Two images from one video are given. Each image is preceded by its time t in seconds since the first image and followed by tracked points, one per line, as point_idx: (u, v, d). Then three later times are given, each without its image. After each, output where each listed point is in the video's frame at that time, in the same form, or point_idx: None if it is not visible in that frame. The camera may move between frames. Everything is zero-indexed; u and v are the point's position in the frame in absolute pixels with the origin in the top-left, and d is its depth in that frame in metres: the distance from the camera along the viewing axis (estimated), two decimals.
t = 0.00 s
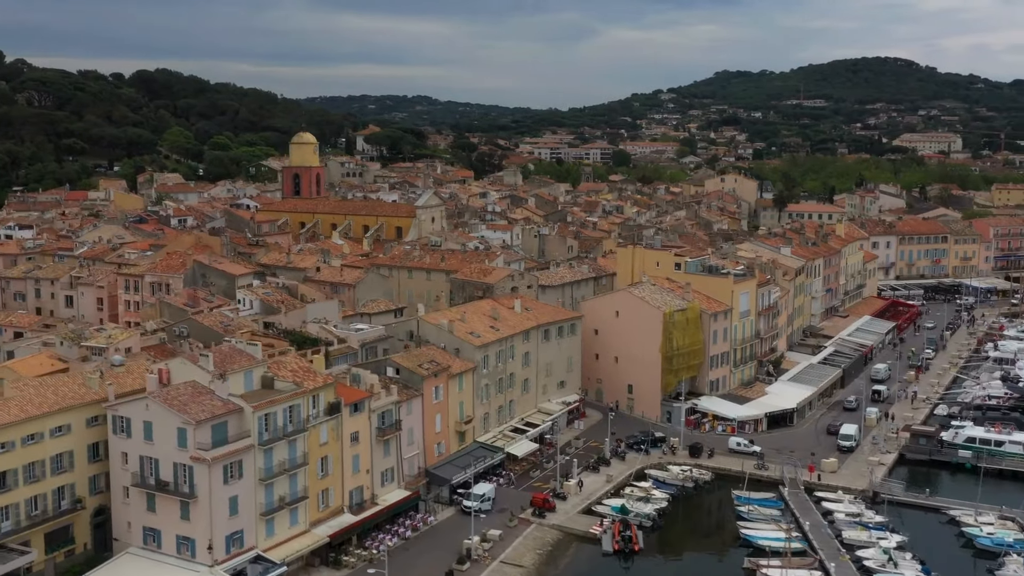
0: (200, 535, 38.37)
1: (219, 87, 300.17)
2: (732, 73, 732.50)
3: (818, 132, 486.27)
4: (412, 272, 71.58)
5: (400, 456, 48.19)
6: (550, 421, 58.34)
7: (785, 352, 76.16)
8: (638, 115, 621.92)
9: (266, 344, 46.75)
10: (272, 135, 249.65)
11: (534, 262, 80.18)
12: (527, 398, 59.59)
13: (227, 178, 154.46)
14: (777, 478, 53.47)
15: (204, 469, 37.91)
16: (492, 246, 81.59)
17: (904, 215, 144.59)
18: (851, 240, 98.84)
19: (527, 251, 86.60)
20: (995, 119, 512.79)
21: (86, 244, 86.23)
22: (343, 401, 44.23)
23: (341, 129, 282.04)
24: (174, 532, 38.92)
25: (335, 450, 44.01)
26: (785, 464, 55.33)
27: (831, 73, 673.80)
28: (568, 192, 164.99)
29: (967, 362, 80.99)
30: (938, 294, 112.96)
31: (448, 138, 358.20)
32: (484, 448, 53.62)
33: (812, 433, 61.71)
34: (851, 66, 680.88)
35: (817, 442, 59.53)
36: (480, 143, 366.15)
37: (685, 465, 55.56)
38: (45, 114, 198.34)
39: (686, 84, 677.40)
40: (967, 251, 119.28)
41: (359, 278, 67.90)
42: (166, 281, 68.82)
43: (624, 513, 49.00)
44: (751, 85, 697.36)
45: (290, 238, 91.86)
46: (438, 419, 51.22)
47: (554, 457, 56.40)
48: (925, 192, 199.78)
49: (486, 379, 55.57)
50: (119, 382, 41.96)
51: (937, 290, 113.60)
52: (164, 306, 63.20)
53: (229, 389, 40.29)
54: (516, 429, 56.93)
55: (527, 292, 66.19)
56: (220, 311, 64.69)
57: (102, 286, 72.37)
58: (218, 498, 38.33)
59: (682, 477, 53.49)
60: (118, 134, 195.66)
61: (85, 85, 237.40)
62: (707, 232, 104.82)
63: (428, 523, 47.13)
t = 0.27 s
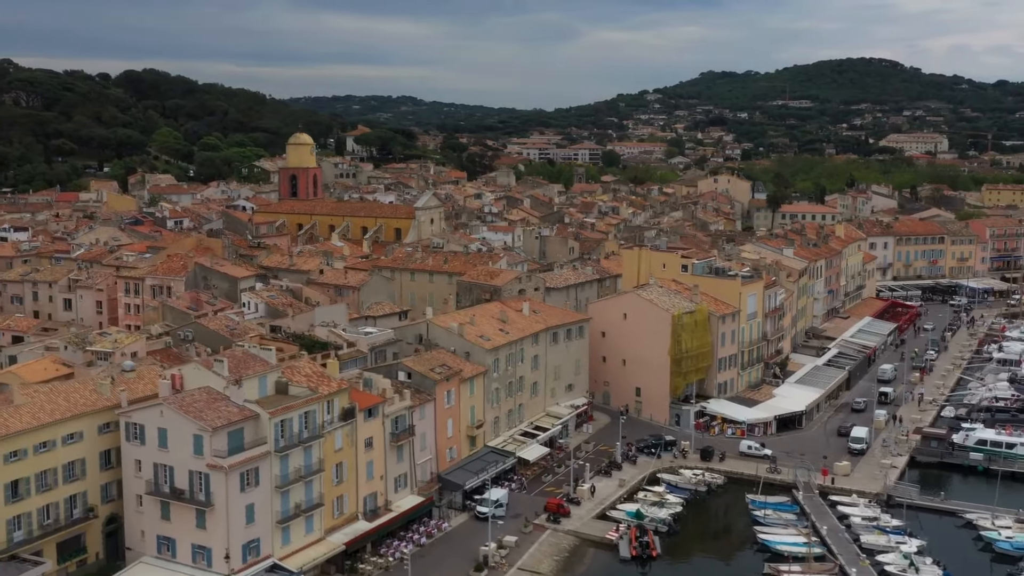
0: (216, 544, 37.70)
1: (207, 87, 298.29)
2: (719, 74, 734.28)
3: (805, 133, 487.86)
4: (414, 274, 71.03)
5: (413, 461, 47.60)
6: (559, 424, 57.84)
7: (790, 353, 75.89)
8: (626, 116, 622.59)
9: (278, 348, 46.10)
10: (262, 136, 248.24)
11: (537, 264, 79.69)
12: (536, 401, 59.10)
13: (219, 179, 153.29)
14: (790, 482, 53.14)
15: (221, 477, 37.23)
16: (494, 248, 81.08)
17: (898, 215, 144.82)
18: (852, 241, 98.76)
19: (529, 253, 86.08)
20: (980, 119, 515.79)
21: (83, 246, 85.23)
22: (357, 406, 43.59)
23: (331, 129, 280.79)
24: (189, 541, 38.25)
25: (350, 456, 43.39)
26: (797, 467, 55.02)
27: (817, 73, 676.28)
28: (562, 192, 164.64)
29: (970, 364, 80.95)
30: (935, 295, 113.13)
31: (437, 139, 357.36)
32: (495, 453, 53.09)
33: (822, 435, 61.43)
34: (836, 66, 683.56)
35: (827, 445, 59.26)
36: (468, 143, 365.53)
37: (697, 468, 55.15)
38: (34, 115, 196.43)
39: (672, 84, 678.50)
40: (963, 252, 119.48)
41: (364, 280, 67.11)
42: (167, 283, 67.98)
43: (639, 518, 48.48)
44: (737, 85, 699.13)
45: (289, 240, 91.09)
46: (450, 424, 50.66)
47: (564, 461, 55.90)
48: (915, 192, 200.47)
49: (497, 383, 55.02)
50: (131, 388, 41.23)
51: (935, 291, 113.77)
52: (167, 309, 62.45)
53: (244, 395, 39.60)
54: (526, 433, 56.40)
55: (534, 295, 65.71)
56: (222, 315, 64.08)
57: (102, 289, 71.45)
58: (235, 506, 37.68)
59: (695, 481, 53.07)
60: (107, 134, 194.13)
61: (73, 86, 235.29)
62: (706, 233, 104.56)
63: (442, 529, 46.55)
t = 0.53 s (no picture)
0: (235, 553, 37.09)
1: (195, 87, 296.34)
2: (705, 74, 735.80)
3: (793, 133, 489.16)
4: (417, 275, 70.67)
5: (427, 466, 47.05)
6: (570, 428, 57.39)
7: (795, 355, 75.64)
8: (613, 116, 622.94)
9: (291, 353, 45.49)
10: (251, 137, 246.79)
11: (540, 265, 79.18)
12: (546, 405, 58.63)
13: (212, 180, 152.11)
14: (803, 485, 52.82)
15: (239, 485, 36.64)
16: (497, 249, 80.55)
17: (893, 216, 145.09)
18: (852, 242, 98.69)
19: (531, 255, 85.56)
20: (965, 119, 518.50)
21: (81, 248, 84.21)
22: (373, 411, 43.02)
23: (320, 130, 279.52)
24: (207, 549, 37.61)
25: (365, 462, 42.80)
26: (810, 470, 54.73)
27: (803, 74, 678.53)
28: (556, 194, 164.14)
29: (973, 365, 80.93)
30: (933, 295, 113.25)
31: (426, 140, 356.40)
32: (507, 457, 52.59)
33: (832, 438, 61.17)
34: (821, 67, 685.99)
35: (838, 448, 59.01)
36: (457, 143, 364.69)
37: (709, 472, 54.79)
38: (22, 115, 194.54)
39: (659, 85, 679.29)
40: (960, 252, 119.67)
41: (369, 282, 66.84)
42: (169, 286, 67.11)
43: (655, 523, 48.05)
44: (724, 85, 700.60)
45: (288, 242, 90.26)
46: (462, 428, 50.14)
47: (575, 466, 55.42)
48: (906, 192, 201.04)
49: (508, 387, 54.54)
50: (144, 394, 40.52)
51: (932, 292, 113.84)
52: (170, 312, 61.68)
53: (261, 401, 38.98)
54: (536, 437, 55.93)
55: (541, 297, 65.24)
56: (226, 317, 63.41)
57: (102, 292, 70.55)
58: (254, 514, 37.07)
59: (708, 484, 52.70)
60: (97, 135, 192.50)
61: (60, 86, 233.23)
62: (705, 235, 104.31)
63: (457, 535, 46.01)
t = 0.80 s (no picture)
0: (252, 561, 36.59)
1: (185, 87, 294.69)
2: (693, 75, 737.06)
3: (782, 134, 490.31)
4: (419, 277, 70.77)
5: (440, 471, 46.60)
6: (579, 431, 57.01)
7: (800, 357, 75.44)
8: (602, 117, 622.95)
9: (303, 356, 45.00)
10: (243, 137, 245.60)
11: (543, 267, 78.74)
12: (554, 408, 58.23)
13: (205, 181, 151.15)
14: (816, 488, 52.59)
15: (257, 492, 36.12)
16: (500, 251, 80.12)
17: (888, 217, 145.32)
18: (852, 244, 98.67)
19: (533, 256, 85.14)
20: (953, 120, 520.96)
21: (79, 250, 83.35)
22: (387, 416, 42.56)
23: (311, 130, 278.42)
24: (223, 557, 37.09)
25: (380, 467, 42.32)
26: (821, 473, 54.50)
27: (791, 74, 680.41)
28: (551, 194, 163.68)
29: (976, 366, 80.95)
30: (931, 296, 113.37)
31: (417, 140, 355.67)
32: (518, 461, 52.18)
33: (841, 441, 60.95)
34: (809, 67, 687.85)
35: (847, 450, 58.81)
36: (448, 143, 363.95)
37: (720, 475, 54.50)
38: (12, 116, 192.97)
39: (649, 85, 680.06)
40: (957, 253, 119.89)
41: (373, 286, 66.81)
42: (172, 289, 66.46)
43: (670, 527, 47.72)
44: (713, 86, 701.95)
45: (287, 244, 89.62)
46: (474, 432, 49.69)
47: (586, 469, 55.06)
48: (898, 193, 201.55)
49: (518, 390, 54.14)
50: (157, 399, 39.93)
51: (930, 292, 114.02)
52: (174, 315, 61.03)
53: (277, 406, 38.47)
54: (546, 440, 55.53)
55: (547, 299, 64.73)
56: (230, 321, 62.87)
57: (103, 294, 69.82)
58: (271, 520, 36.56)
59: (719, 488, 52.39)
60: (88, 135, 191.16)
61: (50, 86, 231.48)
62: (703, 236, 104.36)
63: (471, 540, 45.57)
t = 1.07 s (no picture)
0: (274, 569, 36.03)
1: (173, 87, 292.84)
2: (679, 75, 738.47)
3: (770, 134, 491.66)
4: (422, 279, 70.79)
5: (456, 476, 46.12)
6: (590, 434, 56.63)
7: (806, 358, 75.29)
8: (590, 117, 622.96)
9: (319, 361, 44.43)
10: (232, 137, 244.21)
11: (547, 269, 78.28)
12: (565, 411, 57.83)
13: (198, 181, 150.10)
14: (830, 491, 52.36)
15: (279, 499, 35.57)
16: (503, 252, 79.71)
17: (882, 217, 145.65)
18: (852, 244, 98.69)
19: (535, 257, 84.75)
20: (938, 120, 523.50)
21: (77, 252, 82.41)
22: (405, 420, 42.06)
23: (301, 130, 277.23)
24: (243, 565, 36.52)
25: (398, 473, 41.81)
26: (835, 475, 54.27)
27: (777, 74, 682.53)
28: (545, 195, 163.14)
29: (979, 367, 81.06)
30: (928, 296, 113.60)
31: (406, 141, 354.58)
32: (531, 464, 51.76)
33: (851, 442, 60.77)
34: (795, 67, 690.21)
35: (859, 452, 58.64)
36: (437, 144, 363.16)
37: (733, 478, 54.21)
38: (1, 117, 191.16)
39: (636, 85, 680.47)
40: (954, 253, 120.21)
41: (380, 287, 65.63)
42: (175, 292, 65.75)
43: (687, 531, 47.36)
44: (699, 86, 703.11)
45: (286, 245, 88.79)
46: (489, 436, 49.23)
47: (599, 472, 54.67)
48: (889, 193, 202.07)
49: (530, 393, 53.72)
50: (174, 405, 39.30)
51: (927, 293, 114.23)
52: (179, 318, 60.32)
53: (297, 411, 37.92)
54: (558, 444, 55.12)
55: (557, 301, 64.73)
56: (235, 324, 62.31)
57: (104, 297, 68.94)
58: (293, 528, 36.00)
59: (734, 491, 52.09)
60: (77, 136, 189.57)
61: (38, 86, 229.53)
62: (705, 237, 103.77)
63: (488, 545, 45.11)
